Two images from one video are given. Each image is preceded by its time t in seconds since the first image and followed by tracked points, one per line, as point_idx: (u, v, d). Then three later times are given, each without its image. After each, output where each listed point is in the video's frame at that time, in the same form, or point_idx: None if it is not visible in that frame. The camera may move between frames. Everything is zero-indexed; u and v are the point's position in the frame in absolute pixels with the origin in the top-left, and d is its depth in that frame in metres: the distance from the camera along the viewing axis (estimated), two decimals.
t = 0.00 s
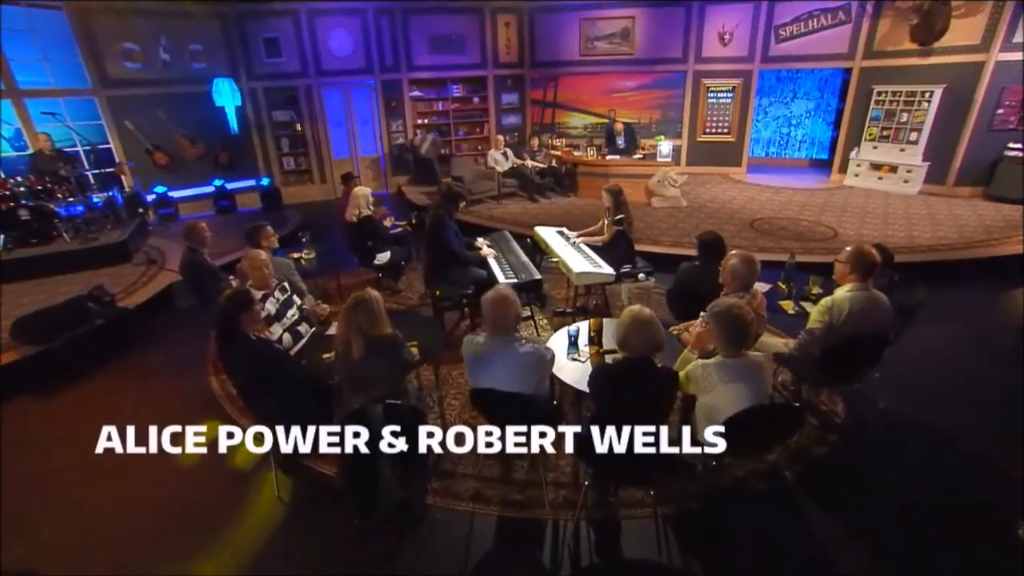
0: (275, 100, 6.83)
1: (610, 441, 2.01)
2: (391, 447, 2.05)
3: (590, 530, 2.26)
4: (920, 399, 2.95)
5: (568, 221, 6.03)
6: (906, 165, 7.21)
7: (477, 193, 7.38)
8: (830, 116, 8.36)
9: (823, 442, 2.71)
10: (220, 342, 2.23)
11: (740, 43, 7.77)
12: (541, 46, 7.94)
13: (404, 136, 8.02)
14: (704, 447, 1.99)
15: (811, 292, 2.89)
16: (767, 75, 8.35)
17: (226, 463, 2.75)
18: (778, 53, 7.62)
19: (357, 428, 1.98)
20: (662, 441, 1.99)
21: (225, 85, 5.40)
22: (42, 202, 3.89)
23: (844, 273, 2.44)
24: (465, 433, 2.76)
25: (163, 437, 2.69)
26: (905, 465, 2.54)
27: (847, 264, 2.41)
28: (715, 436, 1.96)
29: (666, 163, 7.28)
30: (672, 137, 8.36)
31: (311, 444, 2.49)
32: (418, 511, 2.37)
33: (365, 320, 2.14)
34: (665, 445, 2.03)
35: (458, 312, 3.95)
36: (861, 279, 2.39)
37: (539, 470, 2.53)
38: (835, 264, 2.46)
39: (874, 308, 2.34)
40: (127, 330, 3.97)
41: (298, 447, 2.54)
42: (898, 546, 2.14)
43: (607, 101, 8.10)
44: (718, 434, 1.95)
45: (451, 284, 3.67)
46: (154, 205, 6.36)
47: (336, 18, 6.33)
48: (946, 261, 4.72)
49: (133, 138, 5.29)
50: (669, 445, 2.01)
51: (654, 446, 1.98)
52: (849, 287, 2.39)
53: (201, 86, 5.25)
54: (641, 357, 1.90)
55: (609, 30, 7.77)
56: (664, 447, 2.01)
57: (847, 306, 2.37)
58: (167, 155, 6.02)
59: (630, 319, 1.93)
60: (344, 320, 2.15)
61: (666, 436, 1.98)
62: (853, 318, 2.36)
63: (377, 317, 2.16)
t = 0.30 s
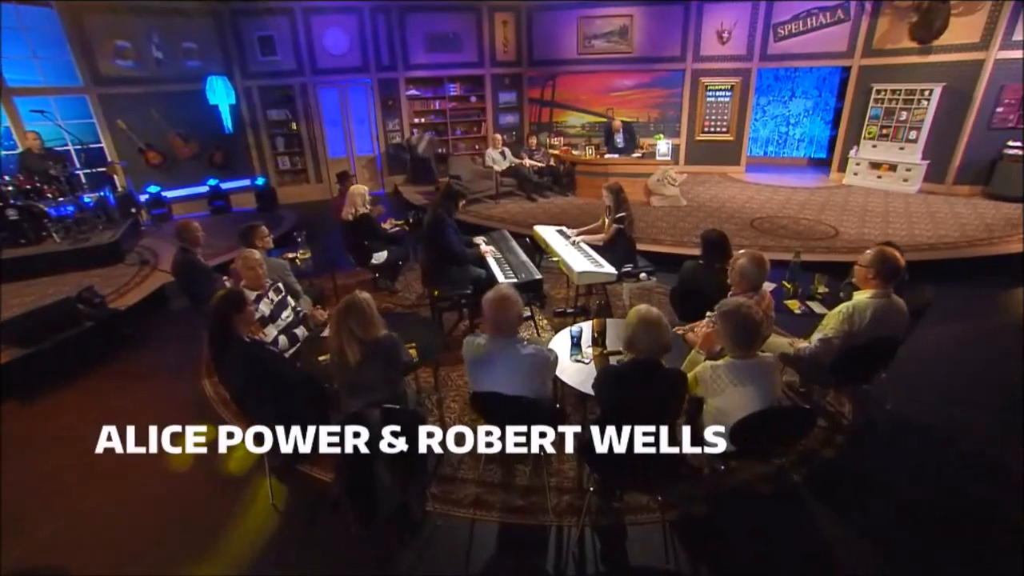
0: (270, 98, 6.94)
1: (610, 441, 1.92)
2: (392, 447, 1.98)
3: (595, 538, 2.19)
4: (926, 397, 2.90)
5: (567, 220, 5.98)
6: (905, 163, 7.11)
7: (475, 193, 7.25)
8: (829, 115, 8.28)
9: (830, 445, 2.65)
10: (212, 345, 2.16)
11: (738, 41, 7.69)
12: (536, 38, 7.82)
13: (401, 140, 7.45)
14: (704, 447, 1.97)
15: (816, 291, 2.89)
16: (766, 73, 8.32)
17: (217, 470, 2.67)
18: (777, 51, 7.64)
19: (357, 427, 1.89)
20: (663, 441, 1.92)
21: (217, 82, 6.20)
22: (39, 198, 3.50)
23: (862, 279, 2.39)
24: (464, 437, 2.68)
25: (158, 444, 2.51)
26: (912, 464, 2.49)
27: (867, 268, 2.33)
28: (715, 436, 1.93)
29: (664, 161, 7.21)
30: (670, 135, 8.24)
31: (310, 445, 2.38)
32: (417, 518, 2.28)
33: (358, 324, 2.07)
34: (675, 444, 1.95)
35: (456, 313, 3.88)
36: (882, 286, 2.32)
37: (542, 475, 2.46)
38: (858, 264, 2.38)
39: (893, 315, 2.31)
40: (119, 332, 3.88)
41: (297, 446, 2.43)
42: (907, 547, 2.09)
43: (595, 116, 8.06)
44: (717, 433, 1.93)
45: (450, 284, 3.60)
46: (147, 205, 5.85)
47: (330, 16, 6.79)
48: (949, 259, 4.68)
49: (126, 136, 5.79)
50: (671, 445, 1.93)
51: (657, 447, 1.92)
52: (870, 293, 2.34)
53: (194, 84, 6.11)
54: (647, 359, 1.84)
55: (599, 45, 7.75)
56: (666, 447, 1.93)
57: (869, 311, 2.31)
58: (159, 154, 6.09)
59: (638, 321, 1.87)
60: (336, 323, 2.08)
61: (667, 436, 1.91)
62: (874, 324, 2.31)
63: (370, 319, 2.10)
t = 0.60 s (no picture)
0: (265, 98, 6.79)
1: (611, 441, 1.88)
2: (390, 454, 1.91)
3: (601, 545, 2.12)
4: (934, 396, 2.85)
5: (566, 219, 5.91)
6: (905, 161, 7.14)
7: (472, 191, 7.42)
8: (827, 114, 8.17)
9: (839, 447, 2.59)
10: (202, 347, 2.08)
11: (737, 38, 7.66)
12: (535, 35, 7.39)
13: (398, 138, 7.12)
14: (704, 448, 1.93)
15: (824, 290, 2.81)
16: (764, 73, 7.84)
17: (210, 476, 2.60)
18: (775, 49, 7.53)
19: (357, 427, 1.85)
20: (663, 441, 1.84)
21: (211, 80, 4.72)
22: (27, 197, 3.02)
23: (874, 278, 2.31)
24: (464, 436, 2.64)
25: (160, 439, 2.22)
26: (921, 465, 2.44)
27: (882, 267, 2.25)
28: (715, 436, 1.90)
29: (663, 160, 7.17)
30: (668, 134, 8.20)
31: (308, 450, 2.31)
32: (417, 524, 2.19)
33: (354, 328, 1.99)
34: (687, 445, 1.88)
35: (455, 314, 3.81)
36: (896, 285, 2.24)
37: (545, 481, 2.40)
38: (872, 263, 2.32)
39: (907, 316, 2.23)
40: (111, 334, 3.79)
41: (295, 450, 2.37)
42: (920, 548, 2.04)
43: (596, 113, 7.86)
44: (717, 433, 1.89)
45: (449, 285, 3.51)
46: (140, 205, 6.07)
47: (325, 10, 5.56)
48: (952, 258, 4.64)
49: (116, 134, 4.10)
50: (672, 444, 1.84)
51: (662, 449, 1.85)
52: (884, 293, 2.26)
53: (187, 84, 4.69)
54: (657, 361, 1.77)
55: (597, 50, 7.55)
56: (666, 447, 1.85)
57: (882, 310, 2.24)
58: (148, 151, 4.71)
59: (647, 321, 1.80)
60: (332, 325, 2.00)
61: (668, 435, 1.83)
62: (887, 325, 2.24)
63: (369, 321, 2.02)
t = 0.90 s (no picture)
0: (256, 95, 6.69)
1: (610, 441, 1.85)
2: (389, 456, 1.85)
3: (606, 552, 2.06)
4: (939, 395, 2.82)
5: (565, 218, 5.85)
6: (904, 159, 7.36)
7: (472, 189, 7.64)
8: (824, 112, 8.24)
9: (848, 449, 2.55)
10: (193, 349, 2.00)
11: (736, 37, 6.00)
12: (532, 37, 6.49)
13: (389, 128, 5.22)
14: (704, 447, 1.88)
15: (831, 289, 2.75)
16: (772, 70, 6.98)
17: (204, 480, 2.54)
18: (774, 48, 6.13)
19: (357, 427, 1.76)
20: (664, 441, 1.77)
21: (204, 78, 4.36)
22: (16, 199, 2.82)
23: (878, 275, 2.27)
24: (464, 436, 2.61)
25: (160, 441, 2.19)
26: (927, 465, 2.40)
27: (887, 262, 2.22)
28: (715, 435, 1.86)
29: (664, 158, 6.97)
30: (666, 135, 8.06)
31: (308, 450, 2.20)
32: (416, 533, 2.13)
33: (351, 330, 1.92)
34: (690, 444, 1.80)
35: (454, 315, 3.75)
36: (902, 280, 2.19)
37: (547, 486, 2.33)
38: (875, 259, 2.26)
39: (917, 313, 2.17)
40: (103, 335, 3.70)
41: (296, 450, 2.23)
42: (926, 549, 2.01)
43: (600, 99, 6.24)
44: (716, 432, 1.86)
45: (447, 284, 3.44)
46: (129, 205, 4.89)
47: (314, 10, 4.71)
48: (955, 256, 4.59)
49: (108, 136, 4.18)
50: (672, 444, 1.76)
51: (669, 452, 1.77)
52: (890, 290, 2.20)
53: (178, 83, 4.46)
54: (666, 362, 1.70)
55: (601, 24, 5.89)
56: (666, 447, 1.77)
57: (889, 307, 2.18)
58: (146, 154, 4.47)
59: (656, 322, 1.73)
60: (328, 326, 1.94)
61: (668, 435, 1.76)
62: (895, 321, 2.18)
63: (367, 322, 1.96)
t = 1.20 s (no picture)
0: (256, 94, 6.37)
1: (608, 441, 1.95)
2: (386, 459, 1.77)
3: (615, 563, 1.98)
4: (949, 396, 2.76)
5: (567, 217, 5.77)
6: (907, 158, 6.87)
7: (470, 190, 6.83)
8: (827, 111, 8.17)
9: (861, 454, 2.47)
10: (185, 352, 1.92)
11: (737, 36, 7.03)
12: (531, 37, 6.79)
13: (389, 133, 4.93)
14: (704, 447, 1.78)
15: (843, 288, 2.68)
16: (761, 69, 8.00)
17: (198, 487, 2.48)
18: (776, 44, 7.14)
19: (357, 426, 1.69)
20: (664, 441, 1.68)
21: (201, 75, 4.44)
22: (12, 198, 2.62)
23: (896, 275, 2.19)
24: (465, 436, 2.54)
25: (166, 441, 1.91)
26: (943, 469, 2.33)
27: (906, 262, 2.12)
28: (715, 436, 1.75)
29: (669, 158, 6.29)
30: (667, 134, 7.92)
31: (304, 452, 2.12)
32: (417, 542, 2.06)
33: (348, 331, 1.84)
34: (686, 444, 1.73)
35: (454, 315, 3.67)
36: (923, 280, 2.11)
37: (553, 493, 2.25)
38: (891, 258, 2.18)
39: (937, 314, 2.09)
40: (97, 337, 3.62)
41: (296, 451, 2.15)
42: (948, 556, 1.93)
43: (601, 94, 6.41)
44: (717, 432, 1.74)
45: (446, 284, 3.41)
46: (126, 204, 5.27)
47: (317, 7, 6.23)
48: (962, 254, 4.53)
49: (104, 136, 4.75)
50: (673, 445, 1.68)
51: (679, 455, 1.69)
52: (910, 291, 2.13)
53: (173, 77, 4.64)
54: (679, 364, 1.62)
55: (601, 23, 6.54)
56: (666, 447, 1.68)
57: (908, 308, 2.09)
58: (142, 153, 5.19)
59: (671, 323, 1.65)
60: (325, 327, 1.85)
61: (667, 435, 1.67)
62: (914, 324, 2.09)
63: (366, 323, 1.88)
